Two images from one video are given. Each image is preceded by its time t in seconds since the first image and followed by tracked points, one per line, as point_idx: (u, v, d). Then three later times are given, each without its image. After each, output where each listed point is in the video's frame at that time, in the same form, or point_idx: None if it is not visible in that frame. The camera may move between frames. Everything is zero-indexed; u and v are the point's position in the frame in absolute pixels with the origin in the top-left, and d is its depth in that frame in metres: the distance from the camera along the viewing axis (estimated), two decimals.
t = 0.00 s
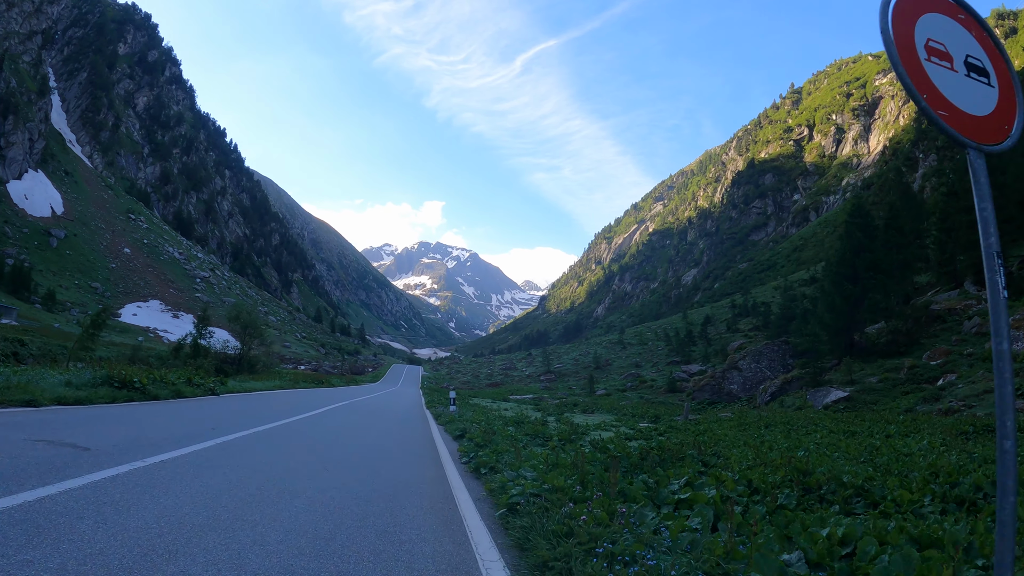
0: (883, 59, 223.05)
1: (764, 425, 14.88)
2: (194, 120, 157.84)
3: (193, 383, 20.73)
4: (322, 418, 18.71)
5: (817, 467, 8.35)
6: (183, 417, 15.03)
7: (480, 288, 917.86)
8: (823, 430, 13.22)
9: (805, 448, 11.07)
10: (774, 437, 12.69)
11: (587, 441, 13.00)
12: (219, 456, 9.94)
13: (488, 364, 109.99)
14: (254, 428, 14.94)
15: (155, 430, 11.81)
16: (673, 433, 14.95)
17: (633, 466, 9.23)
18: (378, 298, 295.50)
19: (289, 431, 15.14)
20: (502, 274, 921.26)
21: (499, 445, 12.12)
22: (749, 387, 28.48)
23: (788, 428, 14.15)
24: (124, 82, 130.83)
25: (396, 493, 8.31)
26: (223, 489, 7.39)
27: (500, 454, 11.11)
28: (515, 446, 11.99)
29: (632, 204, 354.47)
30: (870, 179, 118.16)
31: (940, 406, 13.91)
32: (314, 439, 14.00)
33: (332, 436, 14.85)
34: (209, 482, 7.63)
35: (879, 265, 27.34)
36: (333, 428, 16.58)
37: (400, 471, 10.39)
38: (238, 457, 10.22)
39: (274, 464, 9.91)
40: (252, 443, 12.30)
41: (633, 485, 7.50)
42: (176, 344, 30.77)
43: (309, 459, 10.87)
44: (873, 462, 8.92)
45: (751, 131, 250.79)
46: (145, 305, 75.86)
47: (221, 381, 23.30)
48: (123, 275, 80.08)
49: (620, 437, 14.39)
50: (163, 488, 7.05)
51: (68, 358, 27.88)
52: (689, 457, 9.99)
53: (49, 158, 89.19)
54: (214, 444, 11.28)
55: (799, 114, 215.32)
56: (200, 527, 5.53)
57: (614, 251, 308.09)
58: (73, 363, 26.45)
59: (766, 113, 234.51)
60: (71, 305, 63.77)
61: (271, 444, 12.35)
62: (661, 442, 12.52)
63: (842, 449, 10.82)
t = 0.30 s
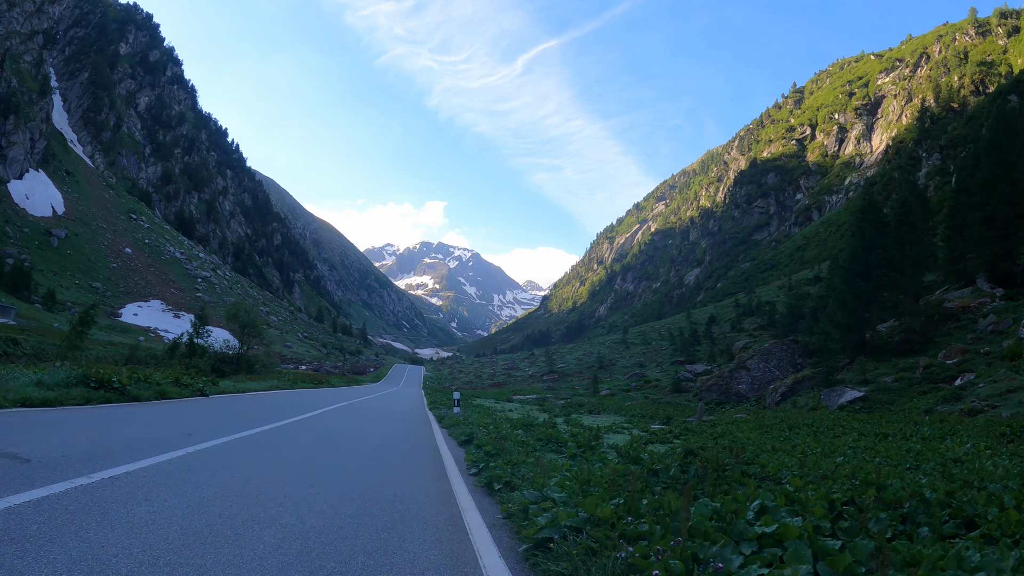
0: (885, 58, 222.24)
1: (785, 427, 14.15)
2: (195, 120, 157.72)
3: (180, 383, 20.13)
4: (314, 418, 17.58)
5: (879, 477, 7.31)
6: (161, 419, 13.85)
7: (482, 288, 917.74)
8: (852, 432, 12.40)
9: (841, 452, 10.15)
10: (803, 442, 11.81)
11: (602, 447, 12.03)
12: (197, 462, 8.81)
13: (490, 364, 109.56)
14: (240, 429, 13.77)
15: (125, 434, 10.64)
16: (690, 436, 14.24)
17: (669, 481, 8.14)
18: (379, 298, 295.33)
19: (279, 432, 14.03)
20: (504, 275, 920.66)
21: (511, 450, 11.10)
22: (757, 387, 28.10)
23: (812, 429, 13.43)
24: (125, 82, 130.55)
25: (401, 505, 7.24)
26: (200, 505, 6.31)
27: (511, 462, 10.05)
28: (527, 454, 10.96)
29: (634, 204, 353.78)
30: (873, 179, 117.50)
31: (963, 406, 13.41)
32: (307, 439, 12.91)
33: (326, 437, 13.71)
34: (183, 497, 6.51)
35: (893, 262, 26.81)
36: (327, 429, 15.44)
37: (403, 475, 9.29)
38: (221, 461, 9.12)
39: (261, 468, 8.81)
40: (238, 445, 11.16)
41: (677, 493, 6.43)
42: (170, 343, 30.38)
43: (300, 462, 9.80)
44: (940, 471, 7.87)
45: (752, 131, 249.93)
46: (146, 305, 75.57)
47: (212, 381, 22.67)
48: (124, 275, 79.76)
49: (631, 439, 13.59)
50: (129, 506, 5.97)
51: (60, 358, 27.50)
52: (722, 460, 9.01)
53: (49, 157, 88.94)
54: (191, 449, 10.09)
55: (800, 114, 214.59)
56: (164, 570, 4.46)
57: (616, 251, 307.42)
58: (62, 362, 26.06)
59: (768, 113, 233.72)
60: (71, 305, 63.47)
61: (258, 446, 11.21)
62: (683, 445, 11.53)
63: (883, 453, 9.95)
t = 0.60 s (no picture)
0: (889, 58, 221.16)
1: (811, 430, 13.45)
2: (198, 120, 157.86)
3: (168, 384, 19.44)
4: (309, 423, 16.31)
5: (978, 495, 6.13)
6: (138, 426, 12.52)
7: (485, 288, 917.71)
8: (890, 438, 11.54)
9: (899, 464, 9.01)
10: (842, 449, 10.87)
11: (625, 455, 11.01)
12: (167, 476, 7.51)
13: (493, 365, 109.11)
14: (225, 436, 12.47)
15: (89, 442, 9.30)
16: (714, 441, 13.55)
17: (727, 502, 6.87)
18: (383, 298, 295.42)
19: (268, 439, 12.72)
20: (507, 275, 920.45)
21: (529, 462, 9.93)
22: (768, 388, 27.71)
23: (842, 433, 12.68)
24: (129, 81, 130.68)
25: (406, 535, 5.93)
26: (162, 533, 5.04)
27: (529, 477, 8.83)
28: (547, 467, 9.78)
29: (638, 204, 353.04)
30: (878, 179, 116.72)
31: (989, 407, 12.88)
32: (299, 447, 11.62)
33: (321, 445, 12.41)
34: (139, 523, 5.18)
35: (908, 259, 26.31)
36: (322, 434, 14.15)
37: (407, 493, 8.02)
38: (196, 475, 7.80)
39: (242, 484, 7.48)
40: (220, 453, 9.82)
41: (755, 527, 5.10)
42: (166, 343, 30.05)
43: (289, 475, 8.52)
44: None
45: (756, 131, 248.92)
46: (149, 305, 75.49)
47: (204, 381, 22.10)
48: (127, 274, 79.69)
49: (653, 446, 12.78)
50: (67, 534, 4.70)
51: (53, 356, 27.20)
52: (777, 476, 7.77)
53: (53, 157, 89.02)
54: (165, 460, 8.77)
55: (805, 114, 213.48)
56: None
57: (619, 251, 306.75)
58: (54, 360, 25.69)
59: (772, 113, 232.77)
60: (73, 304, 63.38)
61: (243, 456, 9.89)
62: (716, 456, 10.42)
63: (935, 463, 9.06)
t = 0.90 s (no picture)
0: (894, 57, 219.89)
1: (840, 434, 12.77)
2: (201, 121, 157.92)
3: (154, 385, 18.36)
4: (307, 426, 15.10)
5: None
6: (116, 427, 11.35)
7: (488, 289, 917.87)
8: (934, 443, 10.75)
9: (970, 477, 8.07)
10: (892, 459, 9.93)
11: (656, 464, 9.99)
12: (126, 494, 6.27)
13: (497, 365, 108.62)
14: (213, 438, 11.28)
15: (51, 450, 8.10)
16: (737, 446, 12.84)
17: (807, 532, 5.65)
18: (386, 299, 295.54)
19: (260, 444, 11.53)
20: (510, 276, 920.16)
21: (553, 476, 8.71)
22: (778, 389, 27.36)
23: (877, 438, 11.93)
24: (132, 82, 130.78)
25: None
26: None
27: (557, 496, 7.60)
28: (574, 482, 8.59)
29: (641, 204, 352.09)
30: (882, 178, 115.82)
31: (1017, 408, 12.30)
32: (292, 455, 10.35)
33: (318, 451, 11.19)
34: (56, 570, 3.90)
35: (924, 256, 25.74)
36: (320, 440, 12.90)
37: (413, 518, 6.70)
38: (162, 495, 6.53)
39: (216, 509, 6.21)
40: (199, 463, 8.58)
41: None
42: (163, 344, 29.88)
43: (275, 495, 7.23)
44: None
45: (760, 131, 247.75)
46: (151, 305, 75.44)
47: (196, 382, 21.24)
48: (129, 275, 79.66)
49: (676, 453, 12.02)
50: None
51: (45, 353, 26.94)
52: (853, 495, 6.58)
53: (55, 157, 89.02)
54: (133, 470, 7.54)
55: (809, 113, 212.31)
56: None
57: (622, 252, 306.08)
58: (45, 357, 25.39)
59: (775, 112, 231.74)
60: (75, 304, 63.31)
61: (226, 466, 8.65)
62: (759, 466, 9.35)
63: (990, 468, 8.52)
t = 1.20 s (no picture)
0: (895, 54, 218.92)
1: (872, 437, 12.08)
2: (201, 122, 157.74)
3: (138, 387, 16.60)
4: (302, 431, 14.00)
5: None
6: (96, 437, 10.26)
7: (490, 289, 917.85)
8: (981, 445, 10.04)
9: None
10: (946, 467, 9.09)
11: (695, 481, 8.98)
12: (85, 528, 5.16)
13: (499, 365, 108.24)
14: (198, 449, 10.22)
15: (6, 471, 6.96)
16: (761, 450, 12.21)
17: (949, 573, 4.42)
18: (388, 299, 295.43)
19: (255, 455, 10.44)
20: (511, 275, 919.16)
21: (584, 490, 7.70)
22: (788, 388, 27.03)
23: (915, 440, 11.19)
24: (133, 84, 130.60)
25: None
26: None
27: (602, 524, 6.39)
28: (615, 504, 7.44)
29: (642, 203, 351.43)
30: (885, 176, 115.05)
31: None
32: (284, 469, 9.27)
33: (314, 463, 10.12)
34: None
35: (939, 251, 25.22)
36: (315, 448, 11.81)
37: (422, 556, 5.62)
38: (122, 524, 5.47)
39: (185, 542, 5.16)
40: (174, 481, 7.56)
41: None
42: (160, 344, 29.54)
43: (259, 520, 6.18)
44: None
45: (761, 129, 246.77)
46: (152, 306, 75.24)
47: (187, 382, 20.01)
48: (130, 276, 79.47)
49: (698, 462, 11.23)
50: None
51: (37, 352, 26.65)
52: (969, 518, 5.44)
53: (56, 158, 88.84)
54: (89, 493, 6.43)
55: (811, 111, 211.23)
56: None
57: (624, 251, 305.58)
58: (35, 354, 25.12)
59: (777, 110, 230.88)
60: (76, 305, 63.10)
61: (205, 485, 7.61)
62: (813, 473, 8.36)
63: None
